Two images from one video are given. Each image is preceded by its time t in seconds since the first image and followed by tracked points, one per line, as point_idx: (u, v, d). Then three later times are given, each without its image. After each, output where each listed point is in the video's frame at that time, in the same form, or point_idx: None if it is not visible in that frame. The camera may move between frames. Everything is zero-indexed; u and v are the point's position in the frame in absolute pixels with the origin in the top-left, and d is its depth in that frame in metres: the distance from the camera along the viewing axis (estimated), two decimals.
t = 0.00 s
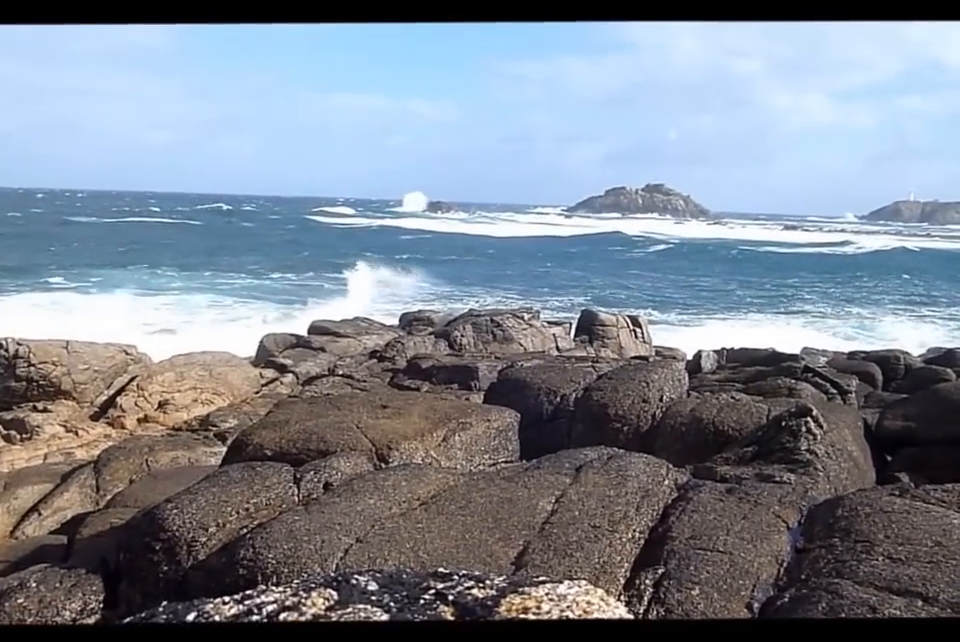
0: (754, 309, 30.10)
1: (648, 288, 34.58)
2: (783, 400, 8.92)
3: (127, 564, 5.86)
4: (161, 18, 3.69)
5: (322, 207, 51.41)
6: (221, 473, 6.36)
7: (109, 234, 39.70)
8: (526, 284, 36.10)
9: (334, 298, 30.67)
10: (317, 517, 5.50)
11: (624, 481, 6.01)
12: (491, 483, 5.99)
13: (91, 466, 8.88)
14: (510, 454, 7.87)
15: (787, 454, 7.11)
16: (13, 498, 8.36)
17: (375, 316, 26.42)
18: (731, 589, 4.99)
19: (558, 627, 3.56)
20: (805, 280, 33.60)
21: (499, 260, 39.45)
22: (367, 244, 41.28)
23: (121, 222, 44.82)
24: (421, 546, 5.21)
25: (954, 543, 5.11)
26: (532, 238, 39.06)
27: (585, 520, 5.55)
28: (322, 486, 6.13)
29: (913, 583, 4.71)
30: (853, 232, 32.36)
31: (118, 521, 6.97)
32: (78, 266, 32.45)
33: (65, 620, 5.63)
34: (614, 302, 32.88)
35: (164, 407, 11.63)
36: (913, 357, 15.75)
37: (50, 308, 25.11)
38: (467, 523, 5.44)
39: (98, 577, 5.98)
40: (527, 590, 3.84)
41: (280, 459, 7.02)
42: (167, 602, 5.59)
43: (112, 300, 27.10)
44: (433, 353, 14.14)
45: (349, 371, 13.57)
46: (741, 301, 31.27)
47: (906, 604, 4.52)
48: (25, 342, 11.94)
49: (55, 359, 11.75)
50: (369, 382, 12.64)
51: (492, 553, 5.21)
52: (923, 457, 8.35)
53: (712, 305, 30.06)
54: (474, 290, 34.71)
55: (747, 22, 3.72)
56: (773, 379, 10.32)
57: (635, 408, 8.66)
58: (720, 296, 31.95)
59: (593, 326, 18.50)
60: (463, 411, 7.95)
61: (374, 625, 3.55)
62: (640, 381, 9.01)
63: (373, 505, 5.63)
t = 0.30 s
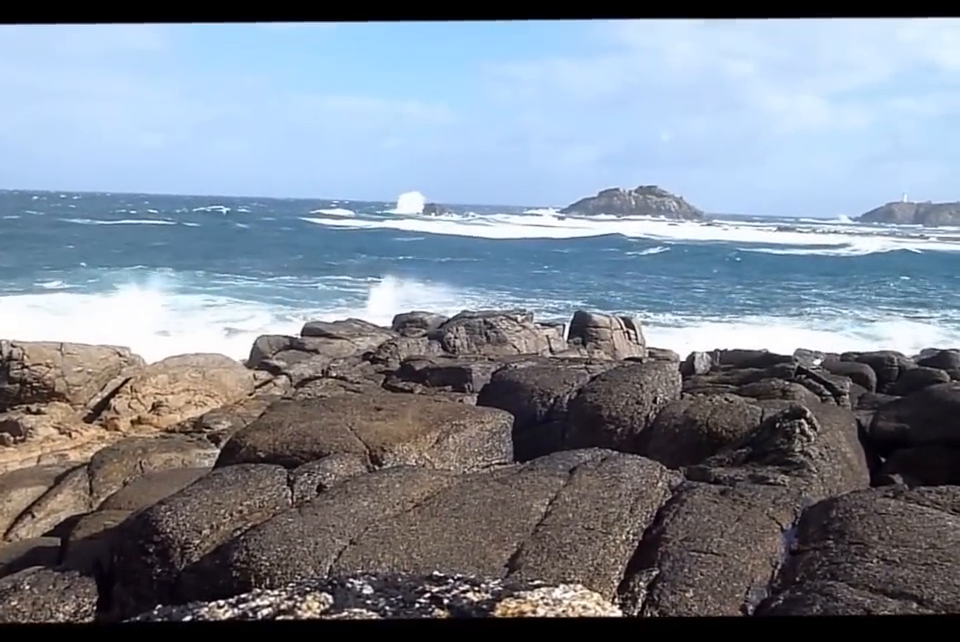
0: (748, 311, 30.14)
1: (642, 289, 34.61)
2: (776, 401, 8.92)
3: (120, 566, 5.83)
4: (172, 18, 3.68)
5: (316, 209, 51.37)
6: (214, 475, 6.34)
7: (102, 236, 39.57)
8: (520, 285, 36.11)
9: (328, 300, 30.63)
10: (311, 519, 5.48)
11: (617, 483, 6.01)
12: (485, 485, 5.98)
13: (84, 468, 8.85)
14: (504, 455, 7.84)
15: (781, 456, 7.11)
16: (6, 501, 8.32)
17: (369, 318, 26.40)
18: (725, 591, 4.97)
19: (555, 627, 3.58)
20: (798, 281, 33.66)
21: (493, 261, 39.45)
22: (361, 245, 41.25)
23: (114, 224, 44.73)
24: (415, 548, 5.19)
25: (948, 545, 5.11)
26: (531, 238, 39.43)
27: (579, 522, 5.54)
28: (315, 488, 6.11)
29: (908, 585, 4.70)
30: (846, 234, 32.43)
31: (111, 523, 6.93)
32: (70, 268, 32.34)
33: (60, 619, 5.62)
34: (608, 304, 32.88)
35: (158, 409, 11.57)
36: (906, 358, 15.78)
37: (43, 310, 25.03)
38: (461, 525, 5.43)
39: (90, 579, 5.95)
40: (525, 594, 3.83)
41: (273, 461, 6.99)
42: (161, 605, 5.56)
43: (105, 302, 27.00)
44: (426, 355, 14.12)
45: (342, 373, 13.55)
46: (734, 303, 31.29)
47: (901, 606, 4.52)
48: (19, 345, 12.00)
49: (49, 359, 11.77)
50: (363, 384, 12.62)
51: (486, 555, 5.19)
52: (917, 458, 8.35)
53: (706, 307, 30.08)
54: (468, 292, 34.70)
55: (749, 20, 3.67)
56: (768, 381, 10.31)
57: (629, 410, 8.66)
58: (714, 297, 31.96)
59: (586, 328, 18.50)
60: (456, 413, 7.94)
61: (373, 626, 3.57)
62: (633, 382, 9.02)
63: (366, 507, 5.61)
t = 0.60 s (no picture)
0: (739, 312, 30.20)
1: (634, 290, 34.64)
2: (767, 403, 8.94)
3: (111, 568, 5.80)
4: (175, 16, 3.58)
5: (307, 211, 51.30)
6: (205, 477, 6.31)
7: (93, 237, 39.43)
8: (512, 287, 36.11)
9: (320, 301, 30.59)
10: (302, 521, 5.46)
11: (609, 485, 6.00)
12: (477, 487, 5.97)
13: (76, 470, 8.80)
14: (495, 457, 7.83)
15: (772, 458, 7.12)
16: None
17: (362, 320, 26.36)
18: (717, 592, 4.97)
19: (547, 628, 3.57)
20: (790, 283, 33.72)
21: (484, 263, 39.46)
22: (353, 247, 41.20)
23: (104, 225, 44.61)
24: (407, 551, 5.17)
25: (940, 547, 5.12)
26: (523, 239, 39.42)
27: (571, 524, 5.52)
28: (307, 490, 6.09)
29: (900, 587, 4.70)
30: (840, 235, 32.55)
31: (102, 525, 6.89)
32: (61, 269, 32.21)
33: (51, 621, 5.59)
34: (600, 305, 32.90)
35: (149, 410, 11.53)
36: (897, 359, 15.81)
37: (33, 311, 24.93)
38: (453, 527, 5.41)
39: (82, 581, 5.93)
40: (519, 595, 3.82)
41: (265, 463, 6.97)
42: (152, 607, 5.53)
43: (96, 303, 26.90)
44: (418, 357, 14.10)
45: (334, 375, 13.53)
46: (725, 304, 31.35)
47: (893, 608, 4.51)
48: (10, 346, 11.92)
49: (40, 362, 11.67)
50: (354, 386, 12.59)
51: (478, 558, 5.17)
52: (907, 460, 8.37)
53: (697, 309, 30.13)
54: (460, 294, 34.70)
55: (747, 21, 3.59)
56: (759, 383, 10.33)
57: (621, 411, 8.66)
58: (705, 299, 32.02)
59: (577, 329, 18.51)
60: (447, 415, 7.93)
61: (363, 627, 3.54)
62: (625, 384, 9.01)
63: (358, 509, 5.59)
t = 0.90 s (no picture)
0: (729, 314, 30.27)
1: (624, 291, 34.66)
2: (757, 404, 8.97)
3: (99, 573, 5.78)
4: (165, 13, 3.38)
5: (297, 212, 51.22)
6: (194, 480, 6.29)
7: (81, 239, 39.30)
8: (502, 288, 36.14)
9: (310, 303, 30.53)
10: (291, 524, 5.45)
11: (598, 486, 6.00)
12: (466, 489, 5.97)
13: (64, 473, 8.76)
14: (484, 458, 7.83)
15: (760, 459, 7.14)
16: None
17: (352, 322, 26.31)
18: (705, 592, 4.99)
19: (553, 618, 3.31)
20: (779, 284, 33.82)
21: (475, 265, 39.47)
22: (343, 248, 41.14)
23: (93, 226, 44.47)
24: (397, 553, 5.16)
25: (927, 547, 5.14)
26: (513, 241, 39.45)
27: (560, 525, 5.53)
28: (296, 493, 6.08)
29: (887, 586, 4.72)
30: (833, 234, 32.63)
31: (90, 529, 6.87)
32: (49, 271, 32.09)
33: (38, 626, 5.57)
34: (590, 306, 32.93)
35: (138, 413, 11.47)
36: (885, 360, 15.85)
37: (22, 313, 24.84)
38: (442, 529, 5.41)
39: (69, 586, 5.92)
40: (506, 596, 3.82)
41: (254, 466, 6.95)
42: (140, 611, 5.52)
43: (84, 305, 26.81)
44: (408, 359, 14.09)
45: (324, 377, 13.51)
46: (715, 306, 31.40)
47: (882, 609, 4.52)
48: None
49: (27, 364, 11.49)
50: (344, 388, 12.57)
51: (468, 560, 5.16)
52: (895, 461, 8.39)
53: (687, 312, 30.18)
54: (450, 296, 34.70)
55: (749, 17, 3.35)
56: (747, 383, 10.36)
57: (610, 413, 8.67)
58: (695, 301, 32.07)
59: (567, 330, 18.53)
60: (437, 416, 7.93)
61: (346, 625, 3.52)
62: (614, 385, 9.03)
63: (348, 511, 5.58)
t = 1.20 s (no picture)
0: (717, 315, 30.35)
1: (613, 292, 34.73)
2: (744, 405, 8.99)
3: (85, 577, 5.76)
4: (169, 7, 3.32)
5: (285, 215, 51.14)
6: (180, 482, 6.28)
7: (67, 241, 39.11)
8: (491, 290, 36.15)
9: (299, 304, 30.48)
10: (278, 527, 5.43)
11: (586, 487, 6.01)
12: (454, 491, 5.96)
13: (48, 477, 8.71)
14: (472, 460, 7.83)
15: (748, 459, 7.16)
16: None
17: (340, 324, 26.27)
18: (692, 594, 5.00)
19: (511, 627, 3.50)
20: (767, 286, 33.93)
21: (463, 266, 39.49)
22: (332, 250, 41.12)
23: (79, 227, 44.27)
24: (385, 556, 5.16)
25: (913, 547, 5.16)
26: (502, 242, 39.46)
27: (548, 527, 5.53)
28: (283, 495, 6.06)
29: (873, 586, 4.74)
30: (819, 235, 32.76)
31: (76, 532, 6.84)
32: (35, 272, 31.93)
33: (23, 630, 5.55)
34: (578, 307, 32.98)
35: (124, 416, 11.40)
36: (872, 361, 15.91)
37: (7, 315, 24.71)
38: (429, 532, 5.40)
39: (54, 591, 5.89)
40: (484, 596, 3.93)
41: (241, 468, 6.94)
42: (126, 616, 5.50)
43: (70, 306, 26.67)
44: (396, 360, 14.08)
45: (312, 379, 13.49)
46: (703, 308, 31.48)
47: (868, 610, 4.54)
48: None
49: (12, 367, 11.62)
50: (332, 390, 12.56)
51: (455, 562, 5.16)
52: (881, 461, 8.43)
53: (675, 314, 30.24)
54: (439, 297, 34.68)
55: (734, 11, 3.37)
56: (734, 384, 10.39)
57: (598, 414, 8.69)
58: (684, 303, 32.14)
59: (556, 332, 18.55)
60: (425, 418, 7.92)
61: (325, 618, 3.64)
62: (602, 386, 9.05)
63: (335, 514, 5.57)
